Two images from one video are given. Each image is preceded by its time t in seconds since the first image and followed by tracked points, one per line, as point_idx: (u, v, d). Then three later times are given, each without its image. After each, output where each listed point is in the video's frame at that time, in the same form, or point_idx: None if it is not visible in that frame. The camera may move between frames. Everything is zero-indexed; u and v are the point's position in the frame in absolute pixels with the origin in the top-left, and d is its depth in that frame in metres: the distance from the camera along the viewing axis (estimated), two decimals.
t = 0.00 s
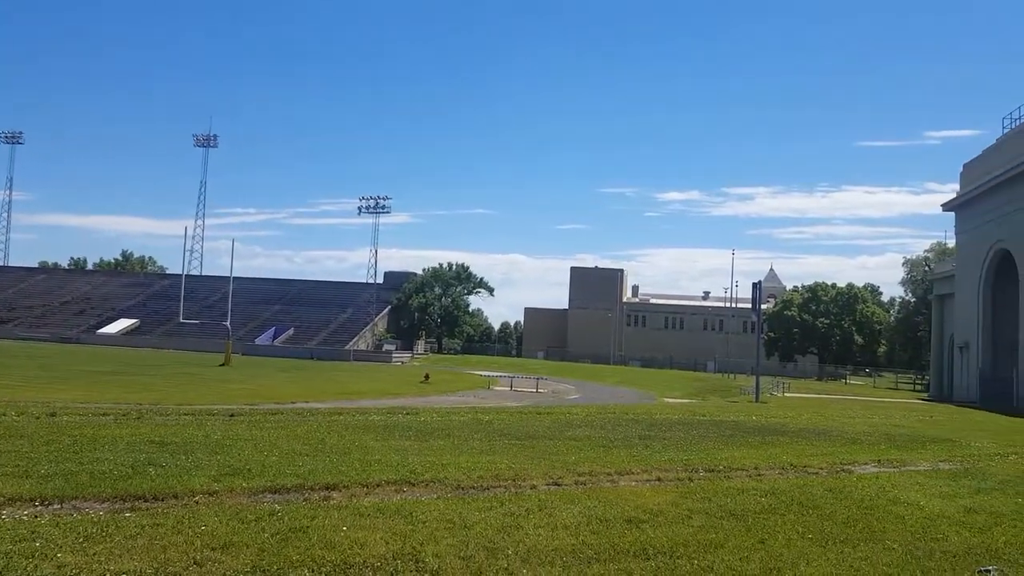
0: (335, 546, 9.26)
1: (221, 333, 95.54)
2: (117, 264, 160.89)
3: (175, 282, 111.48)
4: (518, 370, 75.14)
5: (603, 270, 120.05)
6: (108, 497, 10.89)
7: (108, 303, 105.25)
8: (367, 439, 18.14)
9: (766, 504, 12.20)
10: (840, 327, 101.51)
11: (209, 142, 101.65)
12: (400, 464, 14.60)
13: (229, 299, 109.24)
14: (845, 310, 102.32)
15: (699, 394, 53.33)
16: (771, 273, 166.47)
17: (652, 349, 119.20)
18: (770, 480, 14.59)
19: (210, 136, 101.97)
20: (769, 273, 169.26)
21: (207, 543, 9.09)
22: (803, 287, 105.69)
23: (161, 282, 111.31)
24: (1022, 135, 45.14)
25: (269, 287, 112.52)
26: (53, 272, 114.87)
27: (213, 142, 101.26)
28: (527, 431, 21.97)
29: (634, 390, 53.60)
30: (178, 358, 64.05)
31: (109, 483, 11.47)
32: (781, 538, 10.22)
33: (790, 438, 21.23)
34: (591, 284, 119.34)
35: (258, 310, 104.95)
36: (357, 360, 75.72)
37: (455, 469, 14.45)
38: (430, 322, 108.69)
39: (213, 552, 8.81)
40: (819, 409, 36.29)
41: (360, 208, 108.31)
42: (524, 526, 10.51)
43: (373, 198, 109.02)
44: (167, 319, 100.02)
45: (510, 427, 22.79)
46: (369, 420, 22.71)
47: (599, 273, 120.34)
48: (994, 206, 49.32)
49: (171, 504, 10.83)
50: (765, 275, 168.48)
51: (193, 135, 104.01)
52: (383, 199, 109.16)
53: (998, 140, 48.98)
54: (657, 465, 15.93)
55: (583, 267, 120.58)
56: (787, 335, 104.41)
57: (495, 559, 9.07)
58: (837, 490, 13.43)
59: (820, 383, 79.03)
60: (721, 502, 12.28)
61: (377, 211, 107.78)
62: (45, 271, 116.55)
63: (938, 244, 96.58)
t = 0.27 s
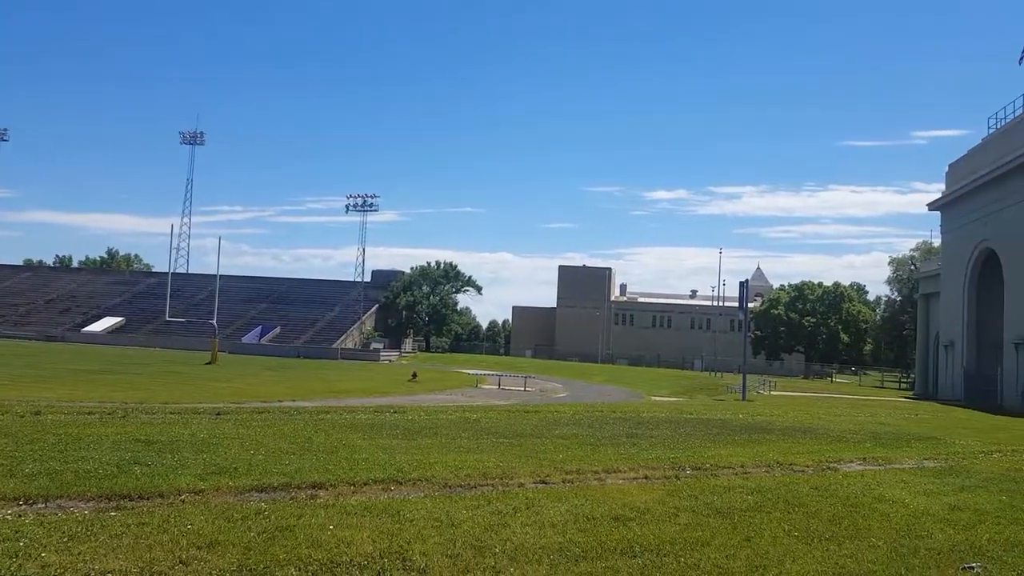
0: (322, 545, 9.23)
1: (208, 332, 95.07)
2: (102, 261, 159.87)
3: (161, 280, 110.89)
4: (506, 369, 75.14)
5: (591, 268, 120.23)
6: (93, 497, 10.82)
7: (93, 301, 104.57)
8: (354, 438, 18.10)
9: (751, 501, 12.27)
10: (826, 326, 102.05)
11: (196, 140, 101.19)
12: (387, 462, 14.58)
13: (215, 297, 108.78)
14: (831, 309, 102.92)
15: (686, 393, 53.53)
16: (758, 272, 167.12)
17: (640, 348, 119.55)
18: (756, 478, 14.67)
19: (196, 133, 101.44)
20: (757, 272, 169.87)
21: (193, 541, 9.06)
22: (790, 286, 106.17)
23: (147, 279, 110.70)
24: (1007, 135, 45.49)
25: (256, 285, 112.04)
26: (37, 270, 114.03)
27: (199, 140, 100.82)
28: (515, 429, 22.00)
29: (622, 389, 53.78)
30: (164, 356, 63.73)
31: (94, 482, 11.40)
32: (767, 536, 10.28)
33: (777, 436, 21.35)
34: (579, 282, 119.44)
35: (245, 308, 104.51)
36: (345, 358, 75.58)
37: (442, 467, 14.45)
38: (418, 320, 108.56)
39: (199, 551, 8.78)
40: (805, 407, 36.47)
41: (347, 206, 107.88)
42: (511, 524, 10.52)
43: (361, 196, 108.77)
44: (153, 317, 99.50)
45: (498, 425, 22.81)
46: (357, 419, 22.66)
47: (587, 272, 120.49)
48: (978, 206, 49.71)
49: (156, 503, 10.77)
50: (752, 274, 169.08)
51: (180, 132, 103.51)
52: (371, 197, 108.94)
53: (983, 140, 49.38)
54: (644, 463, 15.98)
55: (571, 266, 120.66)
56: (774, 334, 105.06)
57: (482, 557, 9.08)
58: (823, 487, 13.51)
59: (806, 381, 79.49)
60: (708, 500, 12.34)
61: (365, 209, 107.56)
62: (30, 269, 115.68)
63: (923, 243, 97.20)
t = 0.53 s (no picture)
0: (307, 544, 9.19)
1: (194, 329, 94.56)
2: (87, 258, 158.67)
3: (146, 277, 110.19)
4: (493, 367, 75.12)
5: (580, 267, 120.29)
6: (76, 495, 10.73)
7: (77, 297, 103.79)
8: (341, 436, 18.04)
9: (737, 499, 12.33)
10: (812, 326, 102.67)
11: (182, 135, 100.61)
12: (373, 461, 14.54)
13: (201, 294, 108.20)
14: (817, 309, 103.55)
15: (673, 391, 53.65)
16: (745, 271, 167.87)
17: (628, 347, 119.83)
18: (743, 476, 14.72)
19: (182, 129, 100.81)
20: (744, 272, 170.51)
21: (177, 540, 9.01)
22: (776, 285, 106.63)
23: (132, 276, 109.97)
24: (992, 137, 45.82)
25: (243, 282, 111.52)
26: (21, 266, 113.07)
27: (185, 135, 100.25)
28: (503, 427, 22.00)
29: (609, 387, 53.86)
30: (149, 354, 63.34)
31: (78, 480, 11.32)
32: (753, 534, 10.33)
33: (763, 435, 21.44)
34: (567, 281, 119.46)
35: (232, 305, 104.02)
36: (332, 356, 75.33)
37: (429, 466, 14.42)
38: (406, 318, 108.35)
39: (184, 549, 8.73)
40: (790, 406, 36.64)
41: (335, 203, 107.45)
42: (498, 522, 10.51)
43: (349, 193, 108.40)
44: (138, 314, 98.86)
45: (486, 423, 22.80)
46: (344, 417, 22.58)
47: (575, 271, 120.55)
48: (963, 207, 50.10)
49: (141, 501, 10.70)
50: (740, 273, 169.83)
51: (166, 128, 102.88)
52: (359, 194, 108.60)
53: (968, 141, 49.77)
54: (631, 461, 16.01)
55: (559, 264, 120.68)
56: (761, 333, 105.48)
57: (469, 555, 9.07)
58: (808, 486, 13.58)
59: (792, 380, 79.86)
60: (694, 498, 12.39)
61: (353, 206, 107.26)
62: (13, 265, 114.68)
63: (907, 243, 97.87)
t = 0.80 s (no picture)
0: (291, 543, 9.15)
1: (178, 326, 93.95)
2: (69, 254, 157.30)
3: (130, 274, 109.38)
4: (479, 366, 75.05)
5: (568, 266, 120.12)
6: (58, 494, 10.64)
7: (60, 294, 102.89)
8: (326, 435, 17.95)
9: (722, 498, 12.37)
10: (797, 325, 103.26)
11: (166, 131, 99.92)
12: (359, 460, 14.48)
13: (186, 291, 107.52)
14: (802, 308, 104.15)
15: (659, 390, 53.74)
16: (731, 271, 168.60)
17: (615, 346, 120.07)
18: (728, 474, 14.78)
19: (167, 124, 100.12)
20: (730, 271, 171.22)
21: (160, 539, 8.95)
22: (762, 285, 107.18)
23: (115, 273, 109.13)
24: (975, 139, 46.20)
25: (228, 279, 110.90)
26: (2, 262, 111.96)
27: (170, 131, 99.56)
28: (490, 426, 21.97)
29: (596, 386, 53.88)
30: (132, 351, 62.90)
31: (60, 479, 11.22)
32: (737, 532, 10.37)
33: (749, 433, 21.50)
34: (554, 280, 119.49)
35: (217, 303, 103.43)
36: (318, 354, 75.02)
37: (415, 464, 14.37)
38: (393, 317, 108.09)
39: (167, 549, 8.67)
40: (775, 405, 36.77)
41: (321, 200, 107.01)
42: (483, 521, 10.50)
43: (335, 191, 107.93)
44: (121, 311, 98.13)
45: (474, 422, 22.76)
46: (329, 416, 22.48)
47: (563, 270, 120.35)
48: (946, 208, 50.51)
49: (123, 500, 10.62)
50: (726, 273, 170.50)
51: (150, 124, 102.11)
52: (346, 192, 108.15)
53: (952, 144, 50.18)
54: (617, 460, 16.03)
55: (546, 263, 120.68)
56: (746, 333, 105.92)
57: (454, 555, 9.05)
58: (793, 484, 13.65)
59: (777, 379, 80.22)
60: (679, 497, 12.41)
61: (339, 203, 106.81)
62: None
63: (891, 244, 98.63)
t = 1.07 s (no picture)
0: (274, 543, 9.11)
1: (161, 325, 93.33)
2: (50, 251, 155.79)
3: (111, 272, 108.50)
4: (464, 365, 75.00)
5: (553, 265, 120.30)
6: (37, 495, 10.53)
7: (40, 292, 101.93)
8: (310, 434, 17.87)
9: (707, 496, 12.42)
10: (781, 324, 103.91)
11: (149, 128, 99.10)
12: (343, 459, 14.43)
13: (168, 289, 106.77)
14: (785, 308, 104.77)
15: (644, 388, 53.88)
16: (716, 270, 169.36)
17: (600, 345, 120.34)
18: (712, 472, 14.84)
19: (149, 121, 99.34)
20: (715, 271, 171.87)
21: (141, 539, 8.88)
22: (746, 284, 107.72)
23: (97, 271, 108.18)
24: (957, 140, 46.58)
25: (211, 278, 110.26)
26: None
27: (152, 128, 98.79)
28: (476, 425, 21.96)
29: (580, 384, 53.96)
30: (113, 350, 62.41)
31: (39, 479, 11.10)
32: (721, 530, 10.41)
33: (732, 432, 21.58)
34: (540, 279, 119.52)
35: (200, 301, 102.82)
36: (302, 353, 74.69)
37: (399, 463, 14.33)
38: (378, 315, 107.71)
39: (148, 549, 8.61)
40: (759, 403, 36.90)
41: (306, 198, 106.54)
42: (468, 521, 10.49)
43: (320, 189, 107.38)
44: (102, 309, 97.31)
45: (459, 421, 22.72)
46: (314, 415, 22.37)
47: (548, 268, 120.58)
48: (928, 209, 50.91)
49: (104, 500, 10.52)
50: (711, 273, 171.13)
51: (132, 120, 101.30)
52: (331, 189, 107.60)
53: (934, 145, 50.61)
54: (603, 458, 16.05)
55: (532, 262, 120.70)
56: (730, 332, 106.41)
57: (439, 553, 9.04)
58: (776, 482, 13.72)
59: (761, 377, 80.65)
60: (664, 495, 12.45)
61: (324, 202, 106.30)
62: None
63: (874, 244, 99.39)
